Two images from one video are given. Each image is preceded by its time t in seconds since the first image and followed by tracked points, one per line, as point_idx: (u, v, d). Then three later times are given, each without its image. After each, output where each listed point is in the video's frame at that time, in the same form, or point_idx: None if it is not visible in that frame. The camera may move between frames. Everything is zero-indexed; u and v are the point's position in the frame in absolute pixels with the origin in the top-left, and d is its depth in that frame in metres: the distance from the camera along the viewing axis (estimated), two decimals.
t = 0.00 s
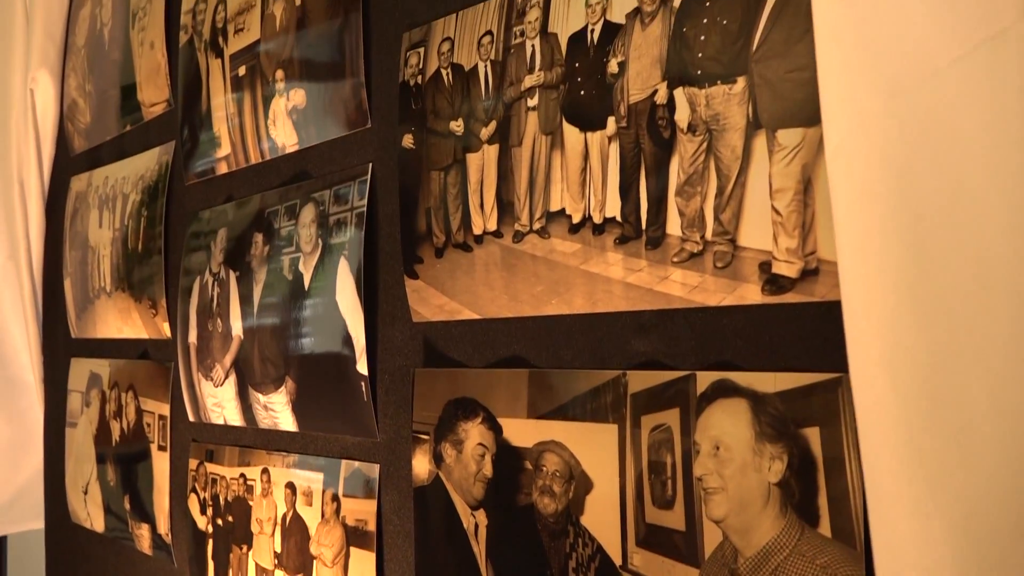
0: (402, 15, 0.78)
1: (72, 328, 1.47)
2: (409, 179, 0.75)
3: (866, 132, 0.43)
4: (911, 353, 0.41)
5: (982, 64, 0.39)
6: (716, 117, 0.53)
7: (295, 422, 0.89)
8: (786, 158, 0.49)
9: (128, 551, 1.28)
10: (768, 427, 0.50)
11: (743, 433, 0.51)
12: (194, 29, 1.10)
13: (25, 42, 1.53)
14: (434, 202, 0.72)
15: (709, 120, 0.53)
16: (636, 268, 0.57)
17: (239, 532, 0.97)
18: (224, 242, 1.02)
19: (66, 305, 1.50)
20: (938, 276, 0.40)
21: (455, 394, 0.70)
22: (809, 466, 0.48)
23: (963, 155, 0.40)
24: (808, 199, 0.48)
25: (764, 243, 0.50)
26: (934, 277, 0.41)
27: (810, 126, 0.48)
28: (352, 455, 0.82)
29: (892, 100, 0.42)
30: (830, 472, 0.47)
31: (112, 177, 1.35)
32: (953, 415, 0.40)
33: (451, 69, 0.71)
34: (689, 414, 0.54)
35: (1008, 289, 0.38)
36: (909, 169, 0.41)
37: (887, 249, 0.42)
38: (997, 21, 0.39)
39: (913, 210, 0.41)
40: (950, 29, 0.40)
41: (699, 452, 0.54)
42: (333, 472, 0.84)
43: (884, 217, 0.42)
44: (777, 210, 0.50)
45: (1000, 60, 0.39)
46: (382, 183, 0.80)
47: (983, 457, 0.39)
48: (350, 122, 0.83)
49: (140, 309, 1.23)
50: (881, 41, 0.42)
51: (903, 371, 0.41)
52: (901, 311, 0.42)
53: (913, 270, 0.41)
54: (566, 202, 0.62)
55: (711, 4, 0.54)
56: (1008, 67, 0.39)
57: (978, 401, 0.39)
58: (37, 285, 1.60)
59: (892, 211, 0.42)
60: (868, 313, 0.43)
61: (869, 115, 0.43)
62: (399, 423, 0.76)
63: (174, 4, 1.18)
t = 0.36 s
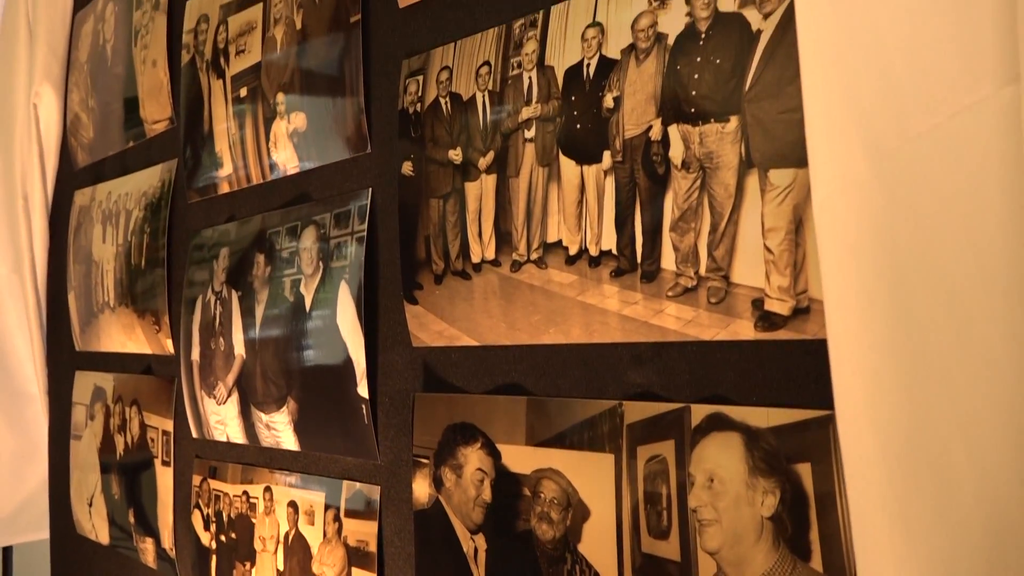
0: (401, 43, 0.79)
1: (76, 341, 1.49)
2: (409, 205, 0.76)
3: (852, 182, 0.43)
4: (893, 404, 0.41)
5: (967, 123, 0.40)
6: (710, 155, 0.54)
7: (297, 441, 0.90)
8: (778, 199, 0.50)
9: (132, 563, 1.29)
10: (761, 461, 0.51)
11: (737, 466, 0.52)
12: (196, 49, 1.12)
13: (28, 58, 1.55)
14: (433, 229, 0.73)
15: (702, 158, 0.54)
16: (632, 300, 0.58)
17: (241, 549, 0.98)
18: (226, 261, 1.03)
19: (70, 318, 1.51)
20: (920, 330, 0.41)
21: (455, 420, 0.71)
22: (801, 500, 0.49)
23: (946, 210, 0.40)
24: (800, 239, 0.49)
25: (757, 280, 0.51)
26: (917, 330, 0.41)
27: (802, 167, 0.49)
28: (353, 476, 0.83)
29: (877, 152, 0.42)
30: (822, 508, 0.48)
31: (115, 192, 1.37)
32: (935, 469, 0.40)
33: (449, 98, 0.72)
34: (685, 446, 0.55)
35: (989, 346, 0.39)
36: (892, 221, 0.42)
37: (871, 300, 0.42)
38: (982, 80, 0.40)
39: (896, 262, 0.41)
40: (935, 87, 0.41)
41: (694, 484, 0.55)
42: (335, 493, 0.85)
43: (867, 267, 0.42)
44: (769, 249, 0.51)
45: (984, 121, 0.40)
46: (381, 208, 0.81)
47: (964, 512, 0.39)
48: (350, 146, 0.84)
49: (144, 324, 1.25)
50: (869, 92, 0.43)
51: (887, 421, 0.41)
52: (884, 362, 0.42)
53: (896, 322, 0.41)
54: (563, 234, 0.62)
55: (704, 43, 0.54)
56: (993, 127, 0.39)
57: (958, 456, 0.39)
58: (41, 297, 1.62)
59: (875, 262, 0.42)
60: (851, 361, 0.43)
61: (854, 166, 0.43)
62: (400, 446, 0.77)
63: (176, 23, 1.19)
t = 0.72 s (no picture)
0: (407, 64, 0.80)
1: (84, 350, 1.50)
2: (416, 227, 0.76)
3: (855, 205, 0.44)
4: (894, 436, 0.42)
5: (967, 164, 0.41)
6: (716, 184, 0.54)
7: (305, 456, 0.91)
8: (783, 231, 0.51)
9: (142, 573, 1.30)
10: (767, 489, 0.52)
11: (743, 494, 0.53)
12: (202, 64, 1.13)
13: (35, 70, 1.56)
14: (440, 250, 0.74)
15: (708, 188, 0.55)
16: (638, 326, 0.59)
17: (250, 562, 0.99)
18: (234, 275, 1.04)
19: (79, 327, 1.53)
20: (920, 364, 0.42)
21: (462, 439, 0.72)
22: (807, 529, 0.50)
23: (945, 245, 0.41)
24: (805, 271, 0.50)
25: (763, 311, 0.52)
26: (916, 360, 0.42)
27: (807, 200, 0.50)
28: (362, 492, 0.84)
29: (878, 189, 0.43)
30: (827, 537, 0.49)
31: (123, 204, 1.38)
32: (936, 500, 0.41)
33: (456, 120, 0.73)
34: (691, 472, 0.56)
35: (986, 378, 0.40)
36: (894, 258, 0.43)
37: (872, 334, 0.43)
38: (985, 113, 0.40)
39: (897, 297, 0.43)
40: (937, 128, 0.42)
41: (700, 510, 0.55)
42: (344, 508, 0.86)
43: (869, 301, 0.43)
44: (775, 280, 0.51)
45: (984, 162, 0.41)
46: (388, 227, 0.81)
47: (963, 543, 0.40)
48: (357, 164, 0.85)
49: (151, 336, 1.26)
50: (871, 130, 0.44)
51: (889, 452, 0.42)
52: (886, 395, 0.43)
53: (897, 356, 0.42)
54: (569, 259, 0.63)
55: (709, 73, 0.55)
56: (992, 168, 0.40)
57: (957, 488, 0.41)
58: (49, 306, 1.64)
59: (877, 296, 0.43)
60: (854, 393, 0.44)
61: (857, 201, 0.44)
62: (408, 465, 0.78)
63: (182, 38, 1.20)
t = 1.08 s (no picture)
0: (414, 73, 0.80)
1: (94, 350, 1.52)
2: (424, 237, 0.77)
3: (861, 218, 0.45)
4: (894, 440, 0.43)
5: (968, 181, 0.41)
6: (724, 203, 0.54)
7: (316, 461, 0.92)
8: (791, 251, 0.51)
9: (155, 571, 1.32)
10: (776, 507, 0.52)
11: (752, 511, 0.53)
12: (208, 68, 1.13)
13: (40, 69, 1.56)
14: (449, 261, 0.74)
15: (716, 206, 0.55)
16: (646, 342, 0.59)
17: (263, 564, 1.01)
18: (243, 280, 1.04)
19: (89, 327, 1.54)
20: (920, 378, 0.43)
21: (472, 449, 0.73)
22: (815, 548, 0.50)
23: (947, 258, 0.42)
24: (814, 292, 0.50)
25: (771, 330, 0.52)
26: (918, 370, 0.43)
27: (815, 221, 0.50)
28: (372, 498, 0.85)
29: (882, 205, 0.44)
30: (835, 556, 0.49)
31: (130, 205, 1.38)
32: (934, 514, 0.42)
33: (463, 131, 0.73)
34: (700, 488, 0.56)
35: (985, 391, 0.41)
36: (896, 266, 0.43)
37: (876, 343, 0.44)
38: (988, 129, 0.41)
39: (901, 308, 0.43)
40: (940, 140, 0.42)
41: (708, 526, 0.56)
42: (355, 514, 0.87)
43: (872, 305, 0.44)
44: (783, 300, 0.51)
45: (983, 180, 0.41)
46: (396, 236, 0.82)
47: (958, 555, 0.41)
48: (364, 172, 0.85)
49: (161, 338, 1.27)
50: (879, 148, 0.44)
51: (888, 457, 0.44)
52: (887, 399, 0.44)
53: (899, 366, 0.43)
54: (577, 273, 0.63)
55: (716, 91, 0.55)
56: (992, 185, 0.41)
57: (955, 502, 0.41)
58: (59, 306, 1.65)
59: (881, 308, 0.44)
60: (855, 394, 0.45)
61: (861, 208, 0.45)
62: (418, 473, 0.79)
63: (188, 41, 1.20)
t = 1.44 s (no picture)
0: (419, 85, 0.79)
1: (104, 355, 1.52)
2: (431, 252, 0.77)
3: (868, 238, 0.44)
4: (897, 444, 0.44)
5: (970, 202, 0.41)
6: (733, 225, 0.54)
7: (326, 472, 0.93)
8: (801, 275, 0.51)
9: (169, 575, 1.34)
10: (787, 531, 0.52)
11: (763, 533, 0.53)
12: (212, 76, 1.13)
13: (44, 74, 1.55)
14: (456, 277, 0.74)
15: (725, 228, 0.54)
16: (655, 362, 0.59)
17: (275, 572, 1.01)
18: (251, 289, 1.04)
19: (98, 332, 1.55)
20: (925, 399, 0.43)
21: (482, 464, 0.73)
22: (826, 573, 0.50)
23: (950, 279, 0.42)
24: (823, 316, 0.50)
25: (780, 354, 0.52)
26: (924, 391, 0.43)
27: (825, 245, 0.49)
28: (384, 510, 0.86)
29: (888, 224, 0.44)
30: None
31: (137, 211, 1.39)
32: (939, 537, 0.42)
33: (468, 146, 0.73)
34: (710, 509, 0.56)
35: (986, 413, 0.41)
36: (899, 267, 0.43)
37: (882, 364, 0.44)
38: (989, 151, 0.41)
39: (908, 331, 0.43)
40: (947, 151, 0.42)
41: (720, 546, 0.56)
42: (367, 525, 0.87)
43: (876, 305, 0.44)
44: (793, 323, 0.51)
45: (983, 202, 0.41)
46: (403, 249, 0.82)
47: None
48: (370, 185, 0.85)
49: (171, 344, 1.27)
50: (885, 167, 0.44)
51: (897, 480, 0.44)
52: (890, 397, 0.44)
53: (905, 388, 0.43)
54: (585, 291, 0.63)
55: (723, 112, 0.55)
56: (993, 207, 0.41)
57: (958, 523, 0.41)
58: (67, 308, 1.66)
59: (888, 330, 0.44)
60: (861, 402, 0.45)
61: (865, 205, 0.45)
62: (429, 486, 0.79)
63: (191, 48, 1.20)
